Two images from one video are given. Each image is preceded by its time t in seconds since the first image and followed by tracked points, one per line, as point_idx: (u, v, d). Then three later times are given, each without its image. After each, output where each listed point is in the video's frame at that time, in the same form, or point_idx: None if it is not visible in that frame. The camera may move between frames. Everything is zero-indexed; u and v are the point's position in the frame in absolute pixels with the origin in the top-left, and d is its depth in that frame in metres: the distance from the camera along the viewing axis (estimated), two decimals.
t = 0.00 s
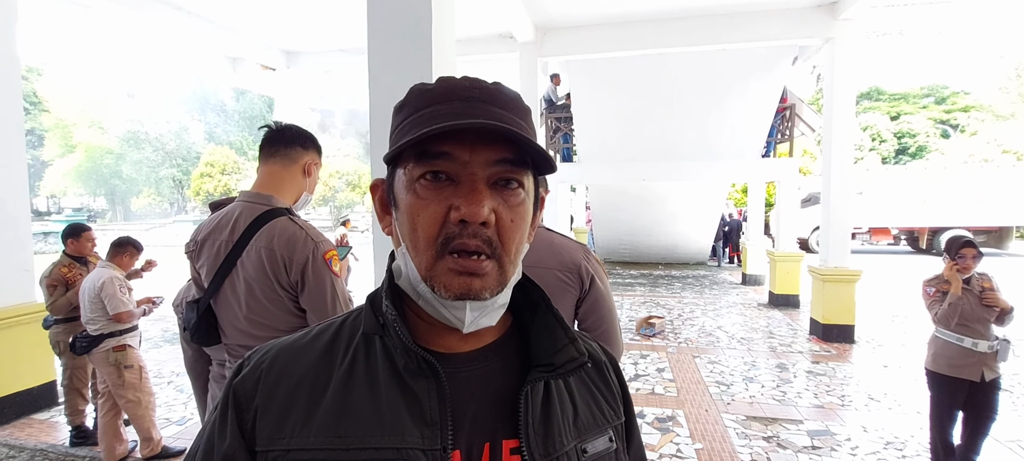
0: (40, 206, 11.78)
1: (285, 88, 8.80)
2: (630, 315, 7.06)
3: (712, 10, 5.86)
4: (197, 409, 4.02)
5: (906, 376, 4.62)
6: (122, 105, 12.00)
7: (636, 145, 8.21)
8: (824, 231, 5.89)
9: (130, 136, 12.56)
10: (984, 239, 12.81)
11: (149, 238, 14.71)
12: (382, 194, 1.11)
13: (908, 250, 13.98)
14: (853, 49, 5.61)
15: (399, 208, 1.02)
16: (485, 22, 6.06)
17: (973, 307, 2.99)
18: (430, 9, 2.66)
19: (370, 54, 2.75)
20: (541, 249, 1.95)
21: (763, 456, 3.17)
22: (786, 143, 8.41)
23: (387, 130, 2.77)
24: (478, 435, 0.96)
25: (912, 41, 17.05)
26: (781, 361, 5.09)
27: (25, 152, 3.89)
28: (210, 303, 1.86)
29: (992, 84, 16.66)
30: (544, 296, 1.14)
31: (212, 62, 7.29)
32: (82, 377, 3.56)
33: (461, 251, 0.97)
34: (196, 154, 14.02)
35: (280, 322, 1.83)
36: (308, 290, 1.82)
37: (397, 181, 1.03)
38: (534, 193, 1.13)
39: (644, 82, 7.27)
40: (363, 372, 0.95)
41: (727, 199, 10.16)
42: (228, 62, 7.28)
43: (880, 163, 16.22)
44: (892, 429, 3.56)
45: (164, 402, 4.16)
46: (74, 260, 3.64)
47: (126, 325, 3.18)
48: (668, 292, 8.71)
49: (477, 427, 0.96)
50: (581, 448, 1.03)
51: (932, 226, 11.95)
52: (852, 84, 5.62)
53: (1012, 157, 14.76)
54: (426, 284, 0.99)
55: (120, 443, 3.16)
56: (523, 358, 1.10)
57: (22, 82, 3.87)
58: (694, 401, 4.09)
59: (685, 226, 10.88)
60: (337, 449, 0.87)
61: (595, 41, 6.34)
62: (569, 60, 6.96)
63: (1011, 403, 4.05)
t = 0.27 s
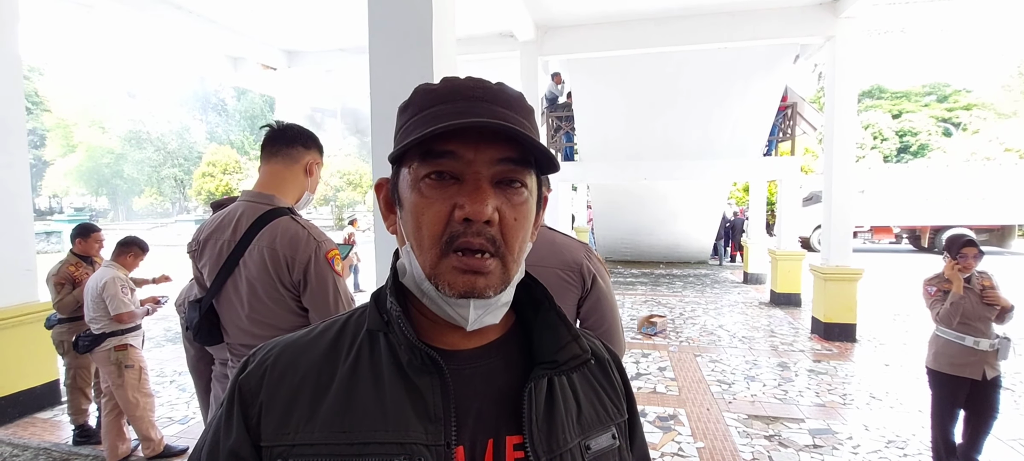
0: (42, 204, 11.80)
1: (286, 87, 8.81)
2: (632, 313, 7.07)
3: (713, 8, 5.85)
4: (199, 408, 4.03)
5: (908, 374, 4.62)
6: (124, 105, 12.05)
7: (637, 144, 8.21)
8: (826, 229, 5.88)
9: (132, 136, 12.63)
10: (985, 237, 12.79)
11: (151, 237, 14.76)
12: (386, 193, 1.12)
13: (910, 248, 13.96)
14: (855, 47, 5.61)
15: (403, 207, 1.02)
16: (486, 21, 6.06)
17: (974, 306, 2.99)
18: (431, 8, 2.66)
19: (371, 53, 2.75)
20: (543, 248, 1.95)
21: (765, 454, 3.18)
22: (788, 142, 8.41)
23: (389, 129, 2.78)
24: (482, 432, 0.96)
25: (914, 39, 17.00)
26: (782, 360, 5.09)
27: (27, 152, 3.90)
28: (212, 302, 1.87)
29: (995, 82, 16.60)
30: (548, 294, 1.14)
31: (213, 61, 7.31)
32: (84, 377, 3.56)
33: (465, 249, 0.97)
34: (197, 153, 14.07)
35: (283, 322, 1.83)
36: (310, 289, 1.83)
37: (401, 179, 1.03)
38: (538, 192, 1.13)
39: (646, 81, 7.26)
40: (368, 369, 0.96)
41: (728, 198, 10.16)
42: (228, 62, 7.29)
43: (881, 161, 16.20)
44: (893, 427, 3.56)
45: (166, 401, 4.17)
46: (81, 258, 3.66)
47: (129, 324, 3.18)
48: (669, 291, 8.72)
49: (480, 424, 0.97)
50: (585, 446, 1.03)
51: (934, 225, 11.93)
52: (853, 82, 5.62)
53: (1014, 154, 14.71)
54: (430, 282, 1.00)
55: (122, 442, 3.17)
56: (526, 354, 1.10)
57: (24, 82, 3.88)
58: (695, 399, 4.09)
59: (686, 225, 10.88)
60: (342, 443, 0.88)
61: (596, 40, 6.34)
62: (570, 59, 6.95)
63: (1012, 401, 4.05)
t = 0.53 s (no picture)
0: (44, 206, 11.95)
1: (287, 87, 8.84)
2: (632, 314, 7.07)
3: (713, 8, 5.85)
4: (200, 408, 4.04)
5: (909, 374, 4.62)
6: (126, 106, 12.13)
7: (638, 143, 8.21)
8: (826, 229, 5.88)
9: (133, 136, 12.72)
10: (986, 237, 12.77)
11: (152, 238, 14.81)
12: (386, 194, 1.12)
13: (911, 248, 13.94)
14: (855, 47, 5.61)
15: (405, 208, 1.02)
16: (486, 21, 6.07)
17: (975, 305, 2.99)
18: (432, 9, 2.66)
19: (372, 54, 2.75)
20: (543, 249, 1.95)
21: (766, 454, 3.18)
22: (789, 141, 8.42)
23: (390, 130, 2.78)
24: (482, 430, 0.97)
25: (915, 38, 16.98)
26: (783, 360, 5.09)
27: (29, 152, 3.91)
28: (214, 303, 1.87)
29: (996, 81, 16.60)
30: (548, 293, 1.14)
31: (213, 62, 7.33)
32: (86, 378, 3.57)
33: (466, 250, 0.98)
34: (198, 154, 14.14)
35: (284, 322, 1.84)
36: (311, 289, 1.83)
37: (402, 181, 1.03)
38: (538, 193, 1.13)
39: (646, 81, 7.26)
40: (369, 368, 0.96)
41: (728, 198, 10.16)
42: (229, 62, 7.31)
43: (882, 161, 16.21)
44: (894, 427, 3.56)
45: (167, 401, 4.18)
46: (84, 259, 3.66)
47: (132, 324, 3.19)
48: (669, 291, 8.72)
49: (480, 423, 0.97)
50: (585, 445, 1.03)
51: (935, 224, 11.91)
52: (853, 82, 5.62)
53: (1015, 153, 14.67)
54: (432, 283, 1.00)
55: (124, 443, 3.19)
56: (526, 354, 1.10)
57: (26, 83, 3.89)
58: (695, 399, 4.10)
59: (687, 224, 10.88)
60: (343, 442, 0.88)
61: (597, 40, 6.34)
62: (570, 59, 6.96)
63: (1014, 401, 4.05)
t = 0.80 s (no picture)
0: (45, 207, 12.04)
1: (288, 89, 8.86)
2: (633, 314, 7.07)
3: (713, 8, 5.85)
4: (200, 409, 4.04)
5: (910, 374, 4.61)
6: (126, 107, 12.15)
7: (638, 143, 8.21)
8: (827, 229, 5.88)
9: (133, 137, 12.74)
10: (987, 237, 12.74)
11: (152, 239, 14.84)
12: (388, 202, 1.10)
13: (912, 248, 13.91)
14: (856, 47, 5.60)
15: (421, 221, 1.01)
16: (486, 21, 6.06)
17: (979, 305, 2.98)
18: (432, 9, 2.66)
19: (372, 54, 2.75)
20: (544, 249, 1.94)
21: (767, 455, 3.17)
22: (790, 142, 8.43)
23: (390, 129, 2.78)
24: (482, 427, 0.96)
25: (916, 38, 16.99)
26: (784, 360, 5.09)
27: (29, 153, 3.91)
28: (215, 304, 1.87)
29: (997, 80, 16.62)
30: (549, 294, 1.14)
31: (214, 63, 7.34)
32: (87, 379, 3.55)
33: (490, 261, 0.98)
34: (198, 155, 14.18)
35: (284, 323, 1.84)
36: (312, 290, 1.83)
37: (412, 191, 1.01)
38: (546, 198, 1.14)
39: (646, 81, 7.26)
40: (369, 367, 0.96)
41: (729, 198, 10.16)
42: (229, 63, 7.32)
43: (883, 161, 16.22)
44: (896, 427, 3.55)
45: (168, 402, 4.17)
46: (84, 259, 3.65)
47: (135, 324, 3.19)
48: (670, 291, 8.72)
49: (480, 421, 0.97)
50: (584, 442, 1.03)
51: (936, 224, 11.90)
52: (854, 82, 5.61)
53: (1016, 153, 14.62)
54: (451, 292, 1.00)
55: (126, 443, 3.19)
56: (526, 353, 1.10)
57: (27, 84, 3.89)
58: (696, 400, 4.09)
59: (687, 225, 10.88)
60: (343, 439, 0.87)
61: (597, 40, 6.34)
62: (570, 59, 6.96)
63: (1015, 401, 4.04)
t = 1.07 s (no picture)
0: (45, 209, 12.22)
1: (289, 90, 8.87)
2: (633, 316, 7.06)
3: (714, 10, 5.87)
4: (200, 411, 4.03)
5: (911, 376, 4.61)
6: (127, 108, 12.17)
7: (639, 144, 8.22)
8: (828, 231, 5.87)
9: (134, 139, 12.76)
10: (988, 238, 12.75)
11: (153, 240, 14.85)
12: (388, 206, 1.09)
13: (913, 249, 13.91)
14: (857, 49, 5.60)
15: (425, 227, 1.00)
16: (487, 23, 6.06)
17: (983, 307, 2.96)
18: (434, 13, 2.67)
19: (374, 56, 2.76)
20: (545, 250, 1.94)
21: (768, 457, 3.17)
22: (790, 143, 8.44)
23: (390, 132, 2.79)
24: (480, 426, 0.97)
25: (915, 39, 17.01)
26: (785, 362, 5.09)
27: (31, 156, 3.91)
28: (215, 305, 1.87)
29: (996, 81, 16.65)
30: (547, 295, 1.14)
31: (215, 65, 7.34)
32: (87, 381, 3.57)
33: (495, 264, 0.98)
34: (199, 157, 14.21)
35: (284, 324, 1.84)
36: (313, 291, 1.83)
37: (415, 194, 1.01)
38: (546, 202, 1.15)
39: (646, 83, 7.27)
40: (368, 366, 0.97)
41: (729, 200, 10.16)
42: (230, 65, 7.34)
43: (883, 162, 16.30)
44: (896, 429, 3.55)
45: (168, 404, 4.17)
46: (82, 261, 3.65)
47: (136, 325, 3.19)
48: (670, 293, 8.72)
49: (478, 420, 0.97)
50: (580, 443, 1.03)
51: (937, 226, 11.91)
52: (855, 83, 5.61)
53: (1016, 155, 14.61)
54: (455, 295, 1.00)
55: (127, 445, 3.19)
56: (523, 353, 1.10)
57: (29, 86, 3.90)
58: (697, 401, 4.09)
59: (688, 226, 10.89)
60: (342, 438, 0.88)
61: (597, 41, 6.34)
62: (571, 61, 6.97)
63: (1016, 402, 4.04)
